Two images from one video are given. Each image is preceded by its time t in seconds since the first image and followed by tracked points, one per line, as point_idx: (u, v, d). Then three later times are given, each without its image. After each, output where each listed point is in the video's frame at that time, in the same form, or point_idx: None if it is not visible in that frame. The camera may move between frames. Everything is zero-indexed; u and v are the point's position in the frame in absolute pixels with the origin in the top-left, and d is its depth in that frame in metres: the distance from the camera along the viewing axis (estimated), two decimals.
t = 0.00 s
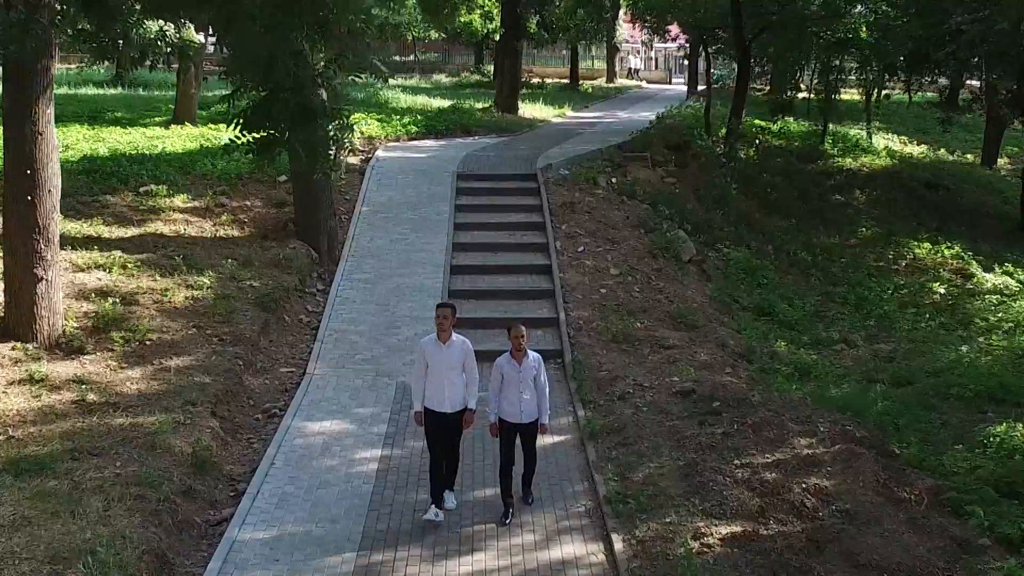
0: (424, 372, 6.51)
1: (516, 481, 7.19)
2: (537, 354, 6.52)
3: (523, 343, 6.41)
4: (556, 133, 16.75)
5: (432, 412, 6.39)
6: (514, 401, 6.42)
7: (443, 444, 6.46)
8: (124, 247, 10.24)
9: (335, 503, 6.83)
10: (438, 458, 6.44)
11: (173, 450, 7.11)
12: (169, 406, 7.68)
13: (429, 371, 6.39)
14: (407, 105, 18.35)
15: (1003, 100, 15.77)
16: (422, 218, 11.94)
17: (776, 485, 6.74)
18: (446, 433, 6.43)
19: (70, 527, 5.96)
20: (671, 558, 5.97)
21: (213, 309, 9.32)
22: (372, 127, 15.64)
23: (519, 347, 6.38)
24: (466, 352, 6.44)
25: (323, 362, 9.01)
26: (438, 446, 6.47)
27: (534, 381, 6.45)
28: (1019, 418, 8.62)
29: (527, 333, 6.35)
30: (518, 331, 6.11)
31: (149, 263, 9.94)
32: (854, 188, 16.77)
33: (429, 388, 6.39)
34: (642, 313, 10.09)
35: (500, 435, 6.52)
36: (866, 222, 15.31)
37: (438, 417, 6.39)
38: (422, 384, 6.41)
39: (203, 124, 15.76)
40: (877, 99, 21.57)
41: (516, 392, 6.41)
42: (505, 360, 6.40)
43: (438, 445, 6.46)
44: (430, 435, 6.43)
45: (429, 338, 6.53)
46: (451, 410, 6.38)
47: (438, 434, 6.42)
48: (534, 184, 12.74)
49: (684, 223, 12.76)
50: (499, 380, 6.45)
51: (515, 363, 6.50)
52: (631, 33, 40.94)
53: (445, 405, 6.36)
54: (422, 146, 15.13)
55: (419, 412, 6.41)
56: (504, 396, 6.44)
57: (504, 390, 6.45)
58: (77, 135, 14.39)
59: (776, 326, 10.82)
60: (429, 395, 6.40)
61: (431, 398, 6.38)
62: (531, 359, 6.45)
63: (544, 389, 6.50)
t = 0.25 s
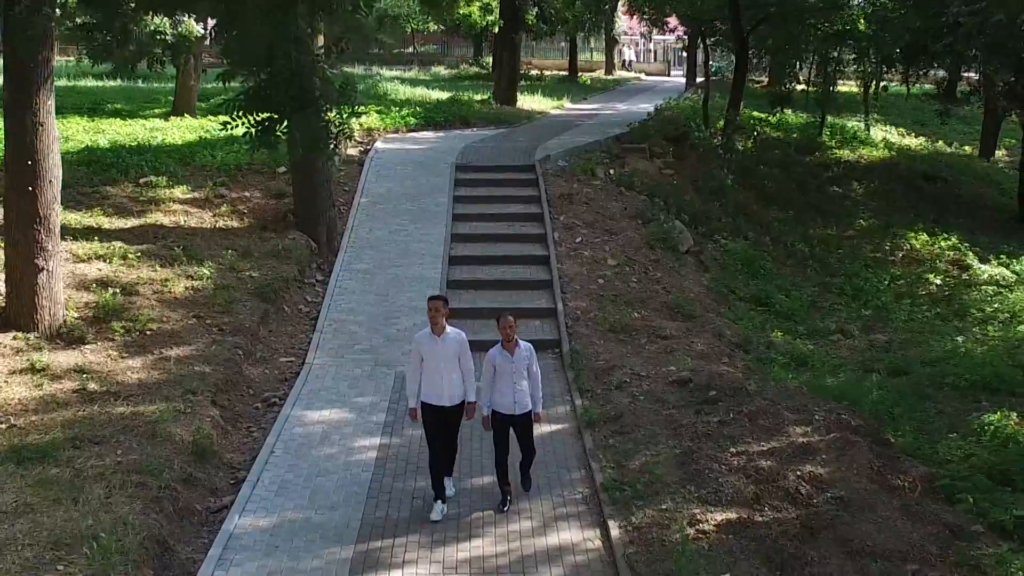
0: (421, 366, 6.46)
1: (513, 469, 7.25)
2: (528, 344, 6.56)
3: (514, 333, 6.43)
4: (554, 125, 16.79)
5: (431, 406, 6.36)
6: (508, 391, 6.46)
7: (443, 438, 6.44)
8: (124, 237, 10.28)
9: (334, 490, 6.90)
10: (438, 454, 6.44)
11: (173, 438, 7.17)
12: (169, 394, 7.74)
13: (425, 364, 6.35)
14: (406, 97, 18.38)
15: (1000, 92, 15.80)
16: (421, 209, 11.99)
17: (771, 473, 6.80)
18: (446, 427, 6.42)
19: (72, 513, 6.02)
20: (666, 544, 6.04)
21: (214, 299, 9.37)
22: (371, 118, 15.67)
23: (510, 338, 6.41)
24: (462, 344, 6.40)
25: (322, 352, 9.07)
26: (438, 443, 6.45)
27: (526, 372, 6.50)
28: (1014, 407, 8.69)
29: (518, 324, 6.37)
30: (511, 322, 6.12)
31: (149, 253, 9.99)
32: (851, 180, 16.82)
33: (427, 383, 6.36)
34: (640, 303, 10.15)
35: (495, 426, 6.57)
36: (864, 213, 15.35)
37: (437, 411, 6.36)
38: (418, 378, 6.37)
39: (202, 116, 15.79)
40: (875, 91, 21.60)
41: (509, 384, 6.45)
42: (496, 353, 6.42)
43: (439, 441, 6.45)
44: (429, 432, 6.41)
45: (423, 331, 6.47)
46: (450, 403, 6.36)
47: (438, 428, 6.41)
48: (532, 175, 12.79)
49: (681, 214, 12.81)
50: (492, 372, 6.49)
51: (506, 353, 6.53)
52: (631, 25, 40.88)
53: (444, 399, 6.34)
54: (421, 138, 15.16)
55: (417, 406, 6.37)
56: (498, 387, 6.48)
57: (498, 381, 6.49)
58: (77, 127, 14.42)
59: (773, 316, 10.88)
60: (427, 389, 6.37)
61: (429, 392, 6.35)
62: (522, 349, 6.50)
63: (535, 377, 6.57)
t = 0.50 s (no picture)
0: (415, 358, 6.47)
1: (510, 456, 7.34)
2: (524, 335, 6.41)
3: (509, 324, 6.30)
4: (553, 116, 16.84)
5: (425, 398, 6.40)
6: (501, 383, 6.38)
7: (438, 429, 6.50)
8: (125, 228, 10.36)
9: (333, 477, 7.00)
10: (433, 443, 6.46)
11: (173, 426, 7.26)
12: (170, 383, 7.83)
13: (418, 355, 6.36)
14: (405, 88, 18.42)
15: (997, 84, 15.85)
16: (420, 200, 12.06)
17: (764, 460, 6.89)
18: (441, 418, 6.47)
19: (74, 499, 6.11)
20: (659, 529, 6.12)
21: (213, 289, 9.46)
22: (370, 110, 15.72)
23: (504, 331, 6.26)
24: (455, 337, 6.37)
25: (321, 341, 9.16)
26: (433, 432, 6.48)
27: (520, 364, 6.38)
28: (1006, 396, 8.77)
29: (513, 316, 6.21)
30: (502, 317, 5.99)
31: (149, 244, 10.07)
32: (849, 172, 16.87)
33: (420, 375, 6.37)
34: (636, 293, 10.22)
35: (490, 417, 6.51)
36: (861, 205, 15.40)
37: (430, 402, 6.40)
38: (412, 369, 6.39)
39: (202, 108, 15.84)
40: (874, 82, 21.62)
41: (502, 376, 6.36)
42: (490, 344, 6.32)
43: (433, 431, 6.48)
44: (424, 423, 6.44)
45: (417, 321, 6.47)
46: (443, 395, 6.39)
47: (433, 419, 6.45)
48: (530, 166, 12.85)
49: (679, 205, 12.87)
50: (486, 364, 6.40)
51: (501, 345, 6.43)
52: (631, 17, 40.75)
53: (436, 391, 6.37)
54: (420, 129, 15.22)
55: (412, 397, 6.41)
56: (491, 379, 6.39)
57: (491, 373, 6.40)
58: (77, 119, 14.48)
59: (769, 306, 10.96)
60: (420, 381, 6.39)
61: (422, 383, 6.37)
62: (517, 340, 6.38)
63: (531, 369, 6.46)
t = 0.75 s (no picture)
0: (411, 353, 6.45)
1: (504, 445, 7.43)
2: (521, 332, 6.46)
3: (507, 320, 6.36)
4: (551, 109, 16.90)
5: (420, 392, 6.37)
6: (496, 379, 6.41)
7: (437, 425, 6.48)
8: (124, 220, 10.44)
9: (330, 466, 7.10)
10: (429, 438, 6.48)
11: (173, 415, 7.35)
12: (169, 373, 7.92)
13: (415, 348, 6.32)
14: (404, 82, 18.47)
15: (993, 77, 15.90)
16: (418, 193, 12.14)
17: (756, 448, 6.98)
18: (437, 412, 6.44)
19: (75, 486, 6.21)
20: (651, 517, 6.21)
21: (212, 281, 9.54)
22: (368, 103, 15.78)
23: (503, 325, 6.32)
24: (451, 332, 6.39)
25: (319, 333, 9.25)
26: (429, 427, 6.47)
27: (517, 360, 6.42)
28: (997, 387, 8.86)
29: (512, 312, 6.27)
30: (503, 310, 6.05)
31: (149, 236, 10.16)
32: (846, 165, 16.93)
33: (417, 369, 6.35)
34: (632, 285, 10.30)
35: (485, 412, 6.52)
36: (858, 198, 15.47)
37: (426, 396, 6.37)
38: (407, 362, 6.35)
39: (201, 101, 15.90)
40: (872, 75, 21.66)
41: (498, 371, 6.38)
42: (488, 339, 6.35)
43: (429, 425, 6.47)
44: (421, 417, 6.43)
45: (413, 315, 6.45)
46: (438, 388, 6.36)
47: (429, 413, 6.43)
48: (527, 160, 12.91)
49: (675, 198, 12.94)
50: (483, 359, 6.42)
51: (499, 340, 6.47)
52: (631, 11, 40.70)
53: (432, 384, 6.33)
54: (418, 122, 15.28)
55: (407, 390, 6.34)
56: (487, 374, 6.42)
57: (488, 368, 6.42)
58: (77, 112, 14.55)
59: (764, 298, 11.04)
60: (416, 376, 6.36)
61: (417, 376, 6.34)
62: (514, 337, 6.42)
63: (527, 366, 6.49)
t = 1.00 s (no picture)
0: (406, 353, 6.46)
1: (497, 438, 7.53)
2: (519, 331, 6.45)
3: (506, 319, 6.34)
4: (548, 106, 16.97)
5: (413, 392, 6.36)
6: (493, 378, 6.40)
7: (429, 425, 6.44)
8: (123, 216, 10.54)
9: (326, 458, 7.21)
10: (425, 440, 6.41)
11: (170, 408, 7.46)
12: (167, 367, 8.03)
13: (407, 349, 6.34)
14: (402, 78, 18.55)
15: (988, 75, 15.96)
16: (415, 189, 12.24)
17: (744, 441, 7.08)
18: (430, 412, 6.42)
19: (74, 478, 6.32)
20: (640, 507, 6.32)
21: (210, 276, 9.65)
22: (365, 100, 15.86)
23: (502, 323, 6.31)
24: (445, 331, 6.40)
25: (316, 328, 9.35)
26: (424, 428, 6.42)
27: (514, 359, 6.40)
28: (985, 381, 8.96)
29: (512, 310, 6.26)
30: (503, 307, 6.04)
31: (147, 232, 10.26)
32: (841, 161, 17.01)
33: (412, 368, 6.35)
34: (626, 280, 10.40)
35: (481, 410, 6.50)
36: (852, 194, 15.56)
37: (418, 396, 6.36)
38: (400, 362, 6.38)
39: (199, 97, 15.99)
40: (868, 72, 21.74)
41: (494, 369, 6.37)
42: (486, 336, 6.34)
43: (422, 425, 6.43)
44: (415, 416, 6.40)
45: (408, 315, 6.45)
46: (429, 389, 6.37)
47: (422, 412, 6.40)
48: (523, 156, 13.00)
49: (669, 194, 13.03)
50: (479, 357, 6.40)
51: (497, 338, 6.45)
52: (630, 7, 40.76)
53: (423, 385, 6.35)
54: (416, 119, 15.37)
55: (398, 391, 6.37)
56: (484, 372, 6.40)
57: (485, 366, 6.40)
58: (76, 108, 14.65)
59: (757, 293, 11.13)
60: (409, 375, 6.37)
61: (409, 377, 6.35)
62: (513, 336, 6.41)
63: (524, 365, 6.48)
